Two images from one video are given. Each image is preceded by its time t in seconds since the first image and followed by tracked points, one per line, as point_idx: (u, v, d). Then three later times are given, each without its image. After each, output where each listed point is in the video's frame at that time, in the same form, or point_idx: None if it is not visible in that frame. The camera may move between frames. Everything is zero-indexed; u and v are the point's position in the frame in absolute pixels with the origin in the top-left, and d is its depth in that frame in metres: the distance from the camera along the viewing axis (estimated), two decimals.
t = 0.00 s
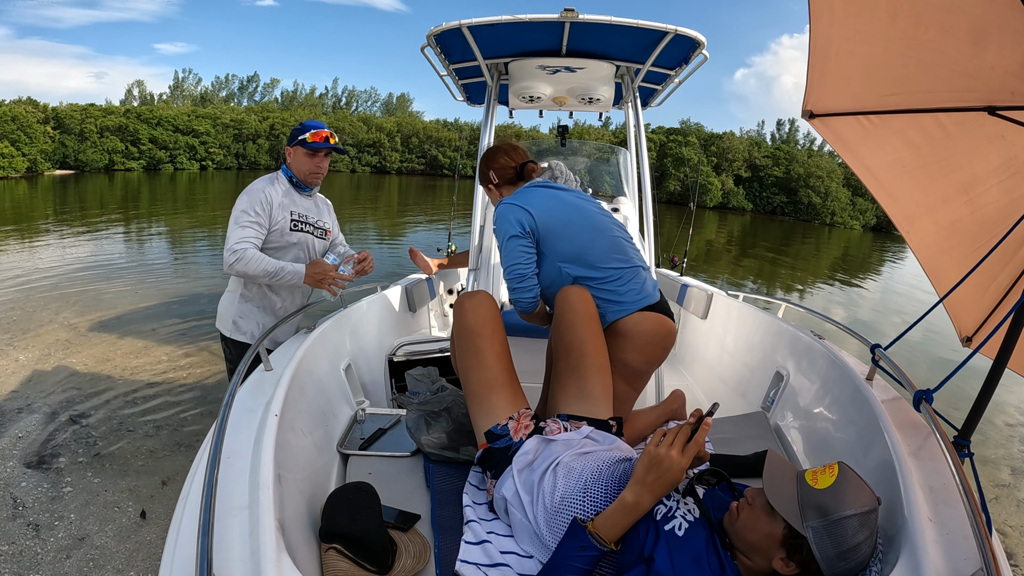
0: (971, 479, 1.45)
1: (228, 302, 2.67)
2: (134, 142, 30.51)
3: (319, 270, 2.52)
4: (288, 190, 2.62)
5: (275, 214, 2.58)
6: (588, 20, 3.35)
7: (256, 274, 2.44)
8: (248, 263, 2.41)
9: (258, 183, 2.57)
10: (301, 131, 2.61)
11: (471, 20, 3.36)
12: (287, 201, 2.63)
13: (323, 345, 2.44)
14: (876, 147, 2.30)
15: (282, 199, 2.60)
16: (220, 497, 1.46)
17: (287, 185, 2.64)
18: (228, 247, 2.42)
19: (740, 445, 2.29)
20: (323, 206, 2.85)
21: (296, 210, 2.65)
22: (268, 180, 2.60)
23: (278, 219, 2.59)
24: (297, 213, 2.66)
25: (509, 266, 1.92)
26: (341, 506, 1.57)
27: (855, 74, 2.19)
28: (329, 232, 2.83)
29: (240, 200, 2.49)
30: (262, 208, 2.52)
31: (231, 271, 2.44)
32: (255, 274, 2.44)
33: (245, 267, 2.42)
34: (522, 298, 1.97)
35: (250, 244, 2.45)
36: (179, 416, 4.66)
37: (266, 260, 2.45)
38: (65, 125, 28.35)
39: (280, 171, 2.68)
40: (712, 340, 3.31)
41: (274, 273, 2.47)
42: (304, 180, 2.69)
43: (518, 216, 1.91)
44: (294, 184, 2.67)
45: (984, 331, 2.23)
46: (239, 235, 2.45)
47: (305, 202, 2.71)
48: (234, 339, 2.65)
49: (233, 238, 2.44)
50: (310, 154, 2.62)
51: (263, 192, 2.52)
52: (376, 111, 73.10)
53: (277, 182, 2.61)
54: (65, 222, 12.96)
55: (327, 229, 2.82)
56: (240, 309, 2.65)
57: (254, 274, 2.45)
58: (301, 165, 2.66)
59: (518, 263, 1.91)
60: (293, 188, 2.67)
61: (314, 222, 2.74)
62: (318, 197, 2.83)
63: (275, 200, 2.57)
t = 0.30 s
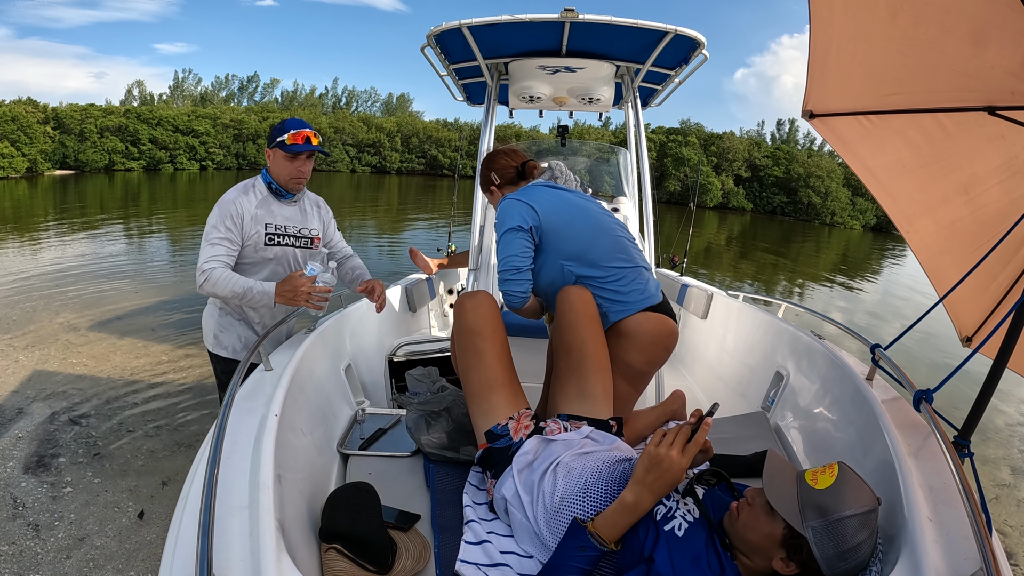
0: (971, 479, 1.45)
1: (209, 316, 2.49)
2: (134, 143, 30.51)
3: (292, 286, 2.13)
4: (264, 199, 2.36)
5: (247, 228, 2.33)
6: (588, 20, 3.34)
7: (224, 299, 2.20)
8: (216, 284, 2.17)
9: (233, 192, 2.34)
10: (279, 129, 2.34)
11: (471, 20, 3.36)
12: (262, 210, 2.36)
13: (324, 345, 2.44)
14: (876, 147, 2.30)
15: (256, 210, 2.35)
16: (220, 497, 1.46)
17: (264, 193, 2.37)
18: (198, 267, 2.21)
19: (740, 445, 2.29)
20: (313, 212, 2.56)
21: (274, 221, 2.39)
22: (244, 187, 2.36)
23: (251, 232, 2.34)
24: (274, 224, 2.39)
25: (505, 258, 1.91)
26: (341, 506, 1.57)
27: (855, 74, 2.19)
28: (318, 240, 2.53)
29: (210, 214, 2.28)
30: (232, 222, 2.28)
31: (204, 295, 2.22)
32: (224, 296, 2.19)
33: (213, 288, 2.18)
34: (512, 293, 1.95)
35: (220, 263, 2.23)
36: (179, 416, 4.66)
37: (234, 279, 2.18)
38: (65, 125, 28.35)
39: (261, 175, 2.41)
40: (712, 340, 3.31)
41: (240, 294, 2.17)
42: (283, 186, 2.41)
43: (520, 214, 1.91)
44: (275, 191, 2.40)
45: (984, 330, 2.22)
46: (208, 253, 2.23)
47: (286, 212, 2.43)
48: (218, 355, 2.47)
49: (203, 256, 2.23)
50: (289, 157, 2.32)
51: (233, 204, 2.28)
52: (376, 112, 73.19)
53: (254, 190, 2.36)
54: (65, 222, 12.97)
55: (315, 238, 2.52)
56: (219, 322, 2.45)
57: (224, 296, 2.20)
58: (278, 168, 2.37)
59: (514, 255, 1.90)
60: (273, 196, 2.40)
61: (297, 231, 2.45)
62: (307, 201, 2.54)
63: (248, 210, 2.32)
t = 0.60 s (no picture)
0: (971, 479, 1.45)
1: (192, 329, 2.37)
2: (134, 143, 30.51)
3: (277, 302, 1.86)
4: (246, 211, 2.19)
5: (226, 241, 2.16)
6: (588, 20, 3.34)
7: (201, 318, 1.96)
8: (193, 303, 1.95)
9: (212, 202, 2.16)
10: (271, 130, 2.11)
11: (471, 20, 3.36)
12: (242, 222, 2.18)
13: (324, 345, 2.44)
14: (876, 147, 2.30)
15: (236, 222, 2.17)
16: (220, 497, 1.46)
17: (247, 204, 2.18)
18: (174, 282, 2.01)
19: (740, 445, 2.29)
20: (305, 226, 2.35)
21: (255, 235, 2.21)
22: (224, 198, 2.17)
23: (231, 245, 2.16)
24: (255, 238, 2.21)
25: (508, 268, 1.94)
26: (341, 506, 1.57)
27: (855, 74, 2.19)
28: (305, 257, 2.34)
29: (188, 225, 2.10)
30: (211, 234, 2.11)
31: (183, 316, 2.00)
32: (202, 315, 1.95)
33: (191, 305, 1.96)
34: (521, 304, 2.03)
35: (197, 279, 2.03)
36: (179, 416, 4.66)
37: (214, 296, 1.95)
38: (65, 125, 28.35)
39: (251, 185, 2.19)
40: (712, 340, 3.31)
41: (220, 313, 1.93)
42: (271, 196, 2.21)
43: (522, 219, 1.93)
44: (260, 203, 2.20)
45: (984, 330, 2.22)
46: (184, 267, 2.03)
47: (271, 225, 2.24)
48: (202, 371, 2.35)
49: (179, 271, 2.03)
50: (284, 164, 2.11)
51: (211, 215, 2.11)
52: (376, 112, 73.23)
53: (236, 201, 2.18)
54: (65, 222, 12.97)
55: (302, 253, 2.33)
56: (202, 337, 2.33)
57: (203, 315, 1.96)
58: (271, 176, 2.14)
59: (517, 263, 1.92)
60: (256, 207, 2.21)
61: (281, 247, 2.26)
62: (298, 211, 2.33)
63: (226, 222, 2.15)
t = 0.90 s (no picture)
0: (971, 479, 1.46)
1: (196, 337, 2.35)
2: (134, 143, 30.51)
3: (296, 314, 1.87)
4: (256, 214, 2.16)
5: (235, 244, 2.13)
6: (588, 20, 3.34)
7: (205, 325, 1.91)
8: (199, 308, 1.89)
9: (220, 201, 2.12)
10: (283, 128, 2.09)
11: (471, 20, 3.36)
12: (252, 227, 2.16)
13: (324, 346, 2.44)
14: (876, 147, 2.30)
15: (246, 225, 2.14)
16: (220, 497, 1.46)
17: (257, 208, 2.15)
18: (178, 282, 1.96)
19: (740, 445, 2.29)
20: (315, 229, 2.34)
21: (265, 240, 2.20)
22: (233, 198, 2.15)
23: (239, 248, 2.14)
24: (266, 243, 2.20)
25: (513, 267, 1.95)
26: (341, 506, 1.57)
27: (855, 74, 2.19)
28: (314, 262, 2.36)
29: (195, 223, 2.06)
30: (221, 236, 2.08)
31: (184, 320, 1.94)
32: (209, 321, 1.89)
33: (197, 310, 1.90)
34: (525, 303, 2.02)
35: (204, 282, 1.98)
36: (178, 416, 4.66)
37: (223, 303, 1.90)
38: (65, 125, 28.34)
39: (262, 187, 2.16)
40: (712, 340, 3.31)
41: (230, 321, 1.88)
42: (282, 197, 2.17)
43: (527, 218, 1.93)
44: (270, 205, 2.18)
45: (984, 330, 2.22)
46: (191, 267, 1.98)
47: (280, 229, 2.22)
48: (209, 381, 2.34)
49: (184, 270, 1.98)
50: (300, 162, 2.09)
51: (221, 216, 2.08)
52: (376, 112, 73.27)
53: (246, 202, 2.15)
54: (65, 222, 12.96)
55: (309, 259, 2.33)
56: (207, 345, 2.31)
57: (207, 322, 1.90)
58: (283, 174, 2.10)
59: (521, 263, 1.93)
60: (266, 209, 2.19)
61: (291, 253, 2.26)
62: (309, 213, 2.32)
63: (235, 226, 2.12)
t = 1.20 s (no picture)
0: (971, 479, 1.46)
1: (198, 345, 2.30)
2: (134, 143, 30.52)
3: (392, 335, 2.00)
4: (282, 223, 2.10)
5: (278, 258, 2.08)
6: (588, 20, 3.34)
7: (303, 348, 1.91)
8: (299, 333, 1.88)
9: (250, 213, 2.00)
10: (307, 133, 2.04)
11: (471, 20, 3.36)
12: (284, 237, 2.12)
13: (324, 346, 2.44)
14: (875, 147, 2.30)
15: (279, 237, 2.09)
16: (220, 497, 1.46)
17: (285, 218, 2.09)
18: (259, 307, 1.88)
19: (740, 445, 2.29)
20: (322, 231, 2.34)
21: (292, 249, 2.17)
22: (258, 207, 2.04)
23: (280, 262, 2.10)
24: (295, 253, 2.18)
25: (512, 265, 1.94)
26: (341, 506, 1.57)
27: (855, 74, 2.19)
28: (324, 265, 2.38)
29: (246, 242, 1.94)
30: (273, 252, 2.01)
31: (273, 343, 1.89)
32: (309, 345, 1.90)
33: (295, 334, 1.88)
34: (521, 301, 2.02)
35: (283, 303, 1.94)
36: (178, 416, 4.66)
37: (318, 326, 1.91)
38: (65, 125, 28.35)
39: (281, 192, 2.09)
40: (712, 340, 3.31)
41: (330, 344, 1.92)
42: (303, 204, 2.13)
43: (528, 216, 1.93)
44: (292, 214, 2.13)
45: (984, 330, 2.22)
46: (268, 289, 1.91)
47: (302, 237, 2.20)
48: (215, 389, 2.32)
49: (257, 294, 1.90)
50: (325, 171, 2.05)
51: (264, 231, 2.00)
52: (376, 112, 73.29)
53: (272, 212, 2.07)
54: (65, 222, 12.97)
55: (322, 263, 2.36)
56: (214, 354, 2.28)
57: (303, 345, 1.90)
58: (306, 182, 2.07)
59: (521, 262, 1.93)
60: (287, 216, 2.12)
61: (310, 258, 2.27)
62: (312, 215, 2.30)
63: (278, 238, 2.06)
